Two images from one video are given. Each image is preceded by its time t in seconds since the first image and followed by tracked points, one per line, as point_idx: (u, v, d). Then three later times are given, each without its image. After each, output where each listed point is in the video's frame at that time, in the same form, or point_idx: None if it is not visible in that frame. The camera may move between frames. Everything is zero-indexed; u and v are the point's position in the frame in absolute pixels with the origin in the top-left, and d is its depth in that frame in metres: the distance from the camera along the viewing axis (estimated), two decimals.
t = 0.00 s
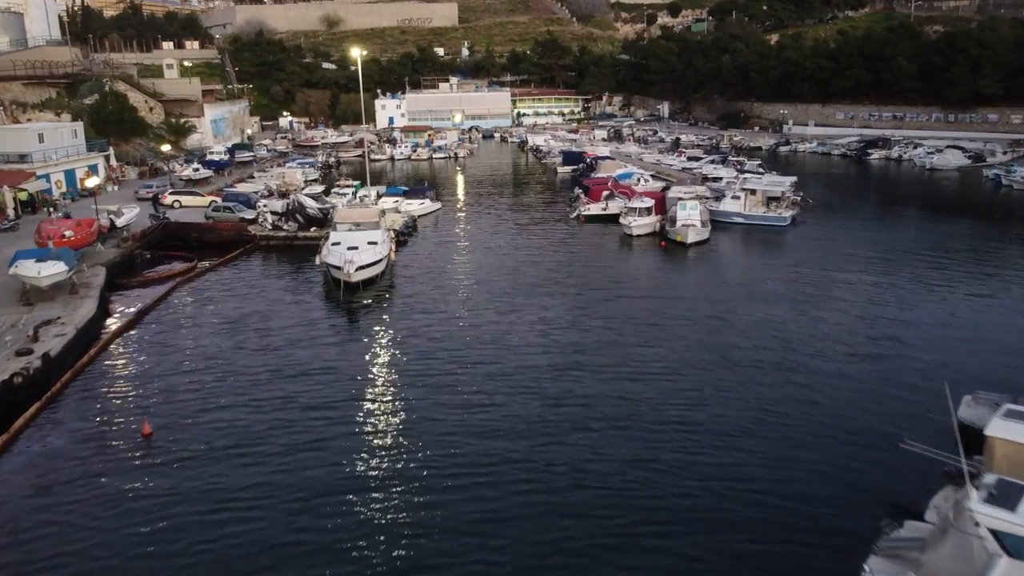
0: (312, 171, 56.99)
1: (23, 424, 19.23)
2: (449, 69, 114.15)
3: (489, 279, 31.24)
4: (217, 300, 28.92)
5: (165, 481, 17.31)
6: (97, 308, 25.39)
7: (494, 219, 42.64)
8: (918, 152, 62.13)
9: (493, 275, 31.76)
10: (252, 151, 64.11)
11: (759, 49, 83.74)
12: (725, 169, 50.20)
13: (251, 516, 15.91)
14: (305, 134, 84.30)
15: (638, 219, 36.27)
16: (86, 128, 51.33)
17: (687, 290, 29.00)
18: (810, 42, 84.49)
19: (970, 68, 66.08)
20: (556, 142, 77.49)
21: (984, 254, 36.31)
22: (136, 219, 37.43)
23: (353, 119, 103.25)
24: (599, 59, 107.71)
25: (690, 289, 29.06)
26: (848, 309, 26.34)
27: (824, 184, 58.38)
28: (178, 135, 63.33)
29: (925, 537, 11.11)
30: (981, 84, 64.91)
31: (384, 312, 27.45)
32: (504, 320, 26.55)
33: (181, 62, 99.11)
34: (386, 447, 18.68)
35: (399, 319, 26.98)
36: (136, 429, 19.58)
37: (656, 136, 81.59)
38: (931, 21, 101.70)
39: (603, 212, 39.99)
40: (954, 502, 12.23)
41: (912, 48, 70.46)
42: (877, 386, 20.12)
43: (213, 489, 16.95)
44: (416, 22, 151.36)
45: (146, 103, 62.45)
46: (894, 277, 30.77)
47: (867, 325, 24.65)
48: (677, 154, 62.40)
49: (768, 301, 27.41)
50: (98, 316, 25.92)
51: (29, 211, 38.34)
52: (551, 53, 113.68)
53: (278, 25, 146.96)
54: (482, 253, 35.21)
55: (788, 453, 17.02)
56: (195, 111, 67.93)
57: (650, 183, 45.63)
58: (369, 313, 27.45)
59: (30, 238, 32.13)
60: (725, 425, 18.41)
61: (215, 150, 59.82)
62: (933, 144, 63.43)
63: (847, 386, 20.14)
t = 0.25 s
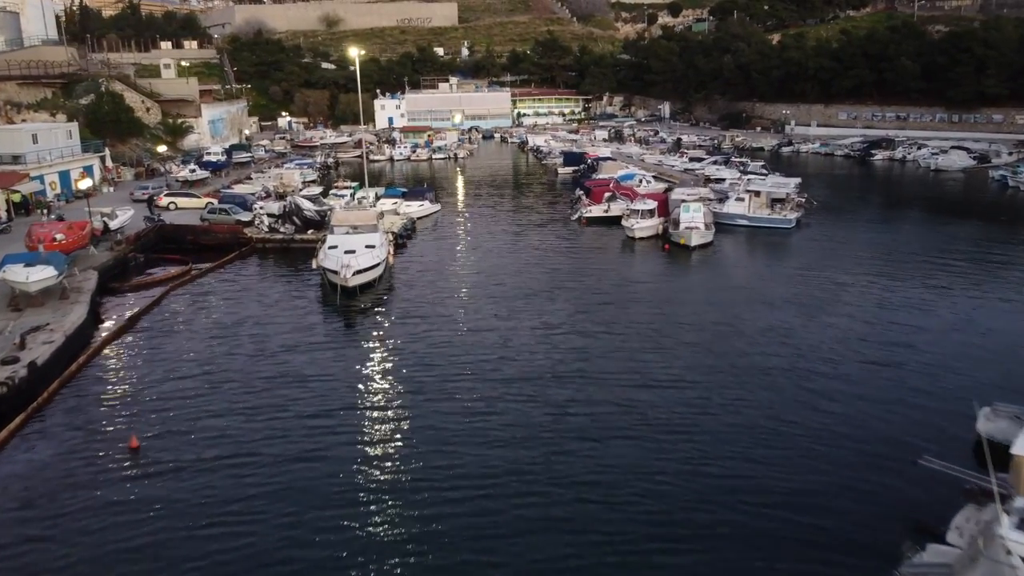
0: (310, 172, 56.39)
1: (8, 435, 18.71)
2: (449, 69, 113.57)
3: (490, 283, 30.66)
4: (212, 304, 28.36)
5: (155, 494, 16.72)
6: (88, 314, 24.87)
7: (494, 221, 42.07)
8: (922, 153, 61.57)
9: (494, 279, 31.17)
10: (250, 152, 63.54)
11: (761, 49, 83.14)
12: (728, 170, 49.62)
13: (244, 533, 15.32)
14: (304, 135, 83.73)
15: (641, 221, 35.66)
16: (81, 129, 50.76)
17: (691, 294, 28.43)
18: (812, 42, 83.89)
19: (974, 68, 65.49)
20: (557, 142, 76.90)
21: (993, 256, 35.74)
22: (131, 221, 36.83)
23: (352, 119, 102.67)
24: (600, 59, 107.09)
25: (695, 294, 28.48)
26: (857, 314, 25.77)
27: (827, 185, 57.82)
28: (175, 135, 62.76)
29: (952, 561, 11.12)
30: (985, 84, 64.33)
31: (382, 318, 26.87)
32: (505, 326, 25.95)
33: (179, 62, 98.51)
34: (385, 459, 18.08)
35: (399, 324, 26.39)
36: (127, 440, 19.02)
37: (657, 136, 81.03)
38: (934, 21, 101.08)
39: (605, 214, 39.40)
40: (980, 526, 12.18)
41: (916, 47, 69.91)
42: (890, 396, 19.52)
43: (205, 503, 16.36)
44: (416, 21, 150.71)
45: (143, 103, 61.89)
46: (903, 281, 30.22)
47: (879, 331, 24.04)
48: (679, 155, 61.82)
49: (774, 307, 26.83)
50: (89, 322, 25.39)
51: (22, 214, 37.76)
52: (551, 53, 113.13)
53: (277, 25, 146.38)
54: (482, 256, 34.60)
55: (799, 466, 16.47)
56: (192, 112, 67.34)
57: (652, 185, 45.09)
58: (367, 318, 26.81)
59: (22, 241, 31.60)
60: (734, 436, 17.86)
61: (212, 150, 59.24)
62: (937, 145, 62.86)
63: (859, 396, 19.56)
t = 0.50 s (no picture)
0: (309, 173, 55.79)
1: None
2: (449, 69, 112.98)
3: (490, 287, 30.01)
4: (207, 310, 27.78)
5: (144, 509, 16.17)
6: (78, 320, 24.30)
7: (495, 223, 41.46)
8: (927, 153, 60.99)
9: (495, 283, 30.53)
10: (248, 153, 62.92)
11: (763, 48, 82.57)
12: (732, 171, 48.99)
13: (236, 551, 14.72)
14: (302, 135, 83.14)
15: (644, 224, 35.02)
16: (77, 129, 50.17)
17: (696, 299, 27.83)
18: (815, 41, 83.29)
19: (979, 68, 64.90)
20: (557, 143, 76.29)
21: (1002, 258, 35.13)
22: (125, 224, 36.25)
23: (352, 119, 102.07)
24: (600, 59, 106.51)
25: (701, 299, 27.88)
26: (868, 320, 25.15)
27: (831, 186, 57.22)
28: (173, 136, 62.13)
29: None
30: (990, 84, 63.72)
31: (380, 323, 26.23)
32: (507, 332, 25.35)
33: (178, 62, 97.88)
34: (383, 472, 17.47)
35: (397, 330, 25.77)
36: (116, 452, 18.47)
37: (658, 137, 80.45)
38: (936, 20, 100.49)
39: (608, 216, 38.78)
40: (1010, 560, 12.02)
41: (919, 47, 69.34)
42: (903, 407, 18.94)
43: (196, 519, 15.80)
44: (416, 21, 150.12)
45: (140, 104, 61.34)
46: (912, 285, 29.61)
47: (891, 338, 23.44)
48: (682, 155, 61.24)
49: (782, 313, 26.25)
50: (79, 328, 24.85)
51: (15, 216, 37.17)
52: (551, 53, 112.59)
53: (276, 25, 145.82)
54: (482, 260, 33.98)
55: (813, 481, 15.88)
56: (190, 112, 66.70)
57: (654, 186, 44.49)
58: (365, 324, 26.20)
59: (13, 245, 31.03)
60: (744, 448, 17.27)
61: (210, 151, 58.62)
62: (942, 145, 62.27)
63: (872, 406, 18.95)
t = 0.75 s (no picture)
0: (307, 174, 55.17)
1: None
2: (449, 69, 112.38)
3: (491, 291, 29.41)
4: (201, 314, 27.19)
5: (133, 524, 15.58)
6: (67, 326, 23.75)
7: (495, 225, 40.86)
8: (932, 154, 60.39)
9: (496, 287, 29.92)
10: (246, 153, 62.35)
11: (765, 48, 81.94)
12: (735, 172, 48.38)
13: (227, 569, 14.11)
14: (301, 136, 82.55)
15: (647, 226, 34.39)
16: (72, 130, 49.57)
17: (701, 304, 27.25)
18: (817, 41, 82.67)
19: (984, 67, 64.24)
20: (558, 143, 75.70)
21: (1011, 260, 34.57)
22: (119, 226, 35.63)
23: (351, 119, 101.42)
24: (601, 59, 105.88)
25: (706, 303, 27.29)
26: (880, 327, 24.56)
27: (835, 187, 56.61)
28: (170, 136, 61.50)
29: None
30: (996, 83, 63.07)
31: (379, 329, 25.61)
32: (508, 338, 24.79)
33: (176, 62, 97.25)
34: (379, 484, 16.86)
35: (396, 336, 25.19)
36: (104, 464, 17.87)
37: (660, 137, 79.87)
38: (939, 19, 99.86)
39: (610, 218, 38.16)
40: None
41: (924, 46, 68.76)
42: (916, 419, 18.43)
43: (187, 534, 15.22)
44: (415, 21, 149.45)
45: (137, 104, 60.75)
46: (922, 289, 29.05)
47: (903, 346, 22.89)
48: (684, 156, 60.62)
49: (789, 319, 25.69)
50: (70, 334, 24.26)
51: (7, 217, 36.52)
52: (552, 52, 112.05)
53: (275, 25, 145.22)
54: (483, 263, 33.37)
55: (826, 498, 15.31)
56: (187, 112, 66.09)
57: (657, 187, 43.89)
58: (363, 330, 25.61)
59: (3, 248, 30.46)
60: (755, 462, 16.66)
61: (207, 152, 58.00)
62: (947, 146, 61.66)
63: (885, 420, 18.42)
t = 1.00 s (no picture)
0: (305, 175, 54.57)
1: None
2: (448, 69, 111.75)
3: (492, 296, 28.78)
4: (194, 320, 26.57)
5: (117, 543, 14.95)
6: (55, 334, 23.21)
7: (496, 227, 40.25)
8: (937, 155, 59.77)
9: (497, 291, 29.29)
10: (243, 154, 61.73)
11: (768, 47, 81.31)
12: (738, 173, 47.78)
13: None
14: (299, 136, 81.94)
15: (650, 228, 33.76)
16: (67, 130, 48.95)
17: (706, 311, 26.64)
18: (820, 40, 82.03)
19: (990, 67, 63.59)
20: (559, 144, 75.07)
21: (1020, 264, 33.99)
22: (112, 228, 34.99)
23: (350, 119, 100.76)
24: (602, 59, 105.24)
25: (711, 310, 26.68)
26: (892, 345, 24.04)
27: (839, 188, 56.01)
28: (166, 137, 60.88)
29: None
30: (1002, 83, 62.43)
31: (377, 336, 24.96)
32: (509, 346, 24.19)
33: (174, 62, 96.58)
34: (378, 501, 16.25)
35: (394, 343, 24.57)
36: (90, 479, 17.25)
37: (661, 137, 79.28)
38: (943, 19, 99.24)
39: (612, 220, 37.55)
40: None
41: (928, 46, 68.11)
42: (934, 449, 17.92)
43: (173, 554, 14.58)
44: (415, 20, 148.79)
45: (134, 104, 60.21)
46: (932, 295, 28.44)
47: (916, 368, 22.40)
48: (686, 156, 60.00)
49: (796, 330, 25.10)
50: (58, 341, 23.64)
51: None
52: (552, 52, 111.38)
53: (274, 24, 144.45)
54: (483, 267, 32.77)
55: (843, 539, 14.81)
56: (184, 113, 65.47)
57: (660, 189, 43.29)
58: (360, 336, 25.00)
59: None
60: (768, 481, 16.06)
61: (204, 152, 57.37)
62: (952, 147, 61.06)
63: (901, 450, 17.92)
